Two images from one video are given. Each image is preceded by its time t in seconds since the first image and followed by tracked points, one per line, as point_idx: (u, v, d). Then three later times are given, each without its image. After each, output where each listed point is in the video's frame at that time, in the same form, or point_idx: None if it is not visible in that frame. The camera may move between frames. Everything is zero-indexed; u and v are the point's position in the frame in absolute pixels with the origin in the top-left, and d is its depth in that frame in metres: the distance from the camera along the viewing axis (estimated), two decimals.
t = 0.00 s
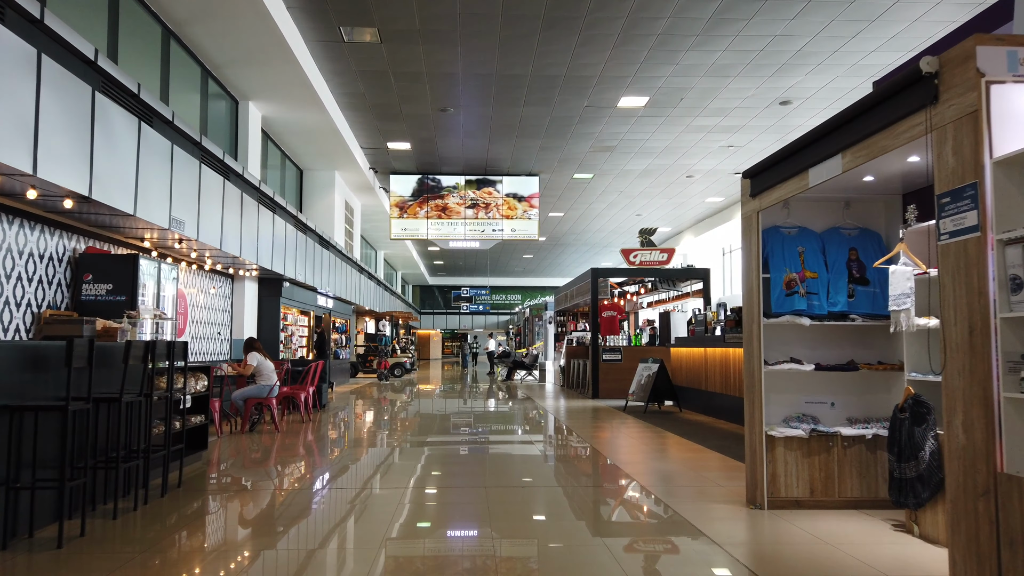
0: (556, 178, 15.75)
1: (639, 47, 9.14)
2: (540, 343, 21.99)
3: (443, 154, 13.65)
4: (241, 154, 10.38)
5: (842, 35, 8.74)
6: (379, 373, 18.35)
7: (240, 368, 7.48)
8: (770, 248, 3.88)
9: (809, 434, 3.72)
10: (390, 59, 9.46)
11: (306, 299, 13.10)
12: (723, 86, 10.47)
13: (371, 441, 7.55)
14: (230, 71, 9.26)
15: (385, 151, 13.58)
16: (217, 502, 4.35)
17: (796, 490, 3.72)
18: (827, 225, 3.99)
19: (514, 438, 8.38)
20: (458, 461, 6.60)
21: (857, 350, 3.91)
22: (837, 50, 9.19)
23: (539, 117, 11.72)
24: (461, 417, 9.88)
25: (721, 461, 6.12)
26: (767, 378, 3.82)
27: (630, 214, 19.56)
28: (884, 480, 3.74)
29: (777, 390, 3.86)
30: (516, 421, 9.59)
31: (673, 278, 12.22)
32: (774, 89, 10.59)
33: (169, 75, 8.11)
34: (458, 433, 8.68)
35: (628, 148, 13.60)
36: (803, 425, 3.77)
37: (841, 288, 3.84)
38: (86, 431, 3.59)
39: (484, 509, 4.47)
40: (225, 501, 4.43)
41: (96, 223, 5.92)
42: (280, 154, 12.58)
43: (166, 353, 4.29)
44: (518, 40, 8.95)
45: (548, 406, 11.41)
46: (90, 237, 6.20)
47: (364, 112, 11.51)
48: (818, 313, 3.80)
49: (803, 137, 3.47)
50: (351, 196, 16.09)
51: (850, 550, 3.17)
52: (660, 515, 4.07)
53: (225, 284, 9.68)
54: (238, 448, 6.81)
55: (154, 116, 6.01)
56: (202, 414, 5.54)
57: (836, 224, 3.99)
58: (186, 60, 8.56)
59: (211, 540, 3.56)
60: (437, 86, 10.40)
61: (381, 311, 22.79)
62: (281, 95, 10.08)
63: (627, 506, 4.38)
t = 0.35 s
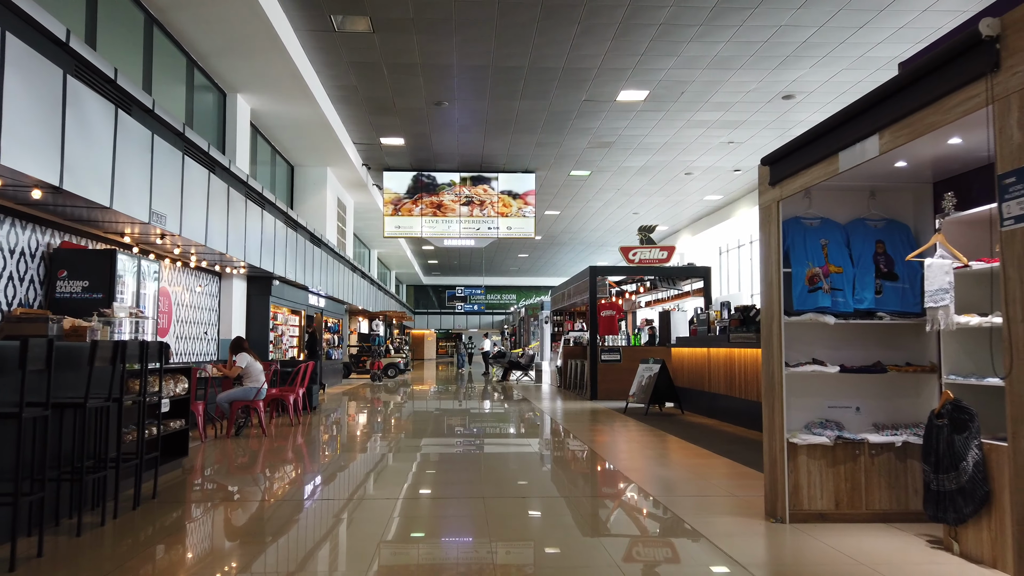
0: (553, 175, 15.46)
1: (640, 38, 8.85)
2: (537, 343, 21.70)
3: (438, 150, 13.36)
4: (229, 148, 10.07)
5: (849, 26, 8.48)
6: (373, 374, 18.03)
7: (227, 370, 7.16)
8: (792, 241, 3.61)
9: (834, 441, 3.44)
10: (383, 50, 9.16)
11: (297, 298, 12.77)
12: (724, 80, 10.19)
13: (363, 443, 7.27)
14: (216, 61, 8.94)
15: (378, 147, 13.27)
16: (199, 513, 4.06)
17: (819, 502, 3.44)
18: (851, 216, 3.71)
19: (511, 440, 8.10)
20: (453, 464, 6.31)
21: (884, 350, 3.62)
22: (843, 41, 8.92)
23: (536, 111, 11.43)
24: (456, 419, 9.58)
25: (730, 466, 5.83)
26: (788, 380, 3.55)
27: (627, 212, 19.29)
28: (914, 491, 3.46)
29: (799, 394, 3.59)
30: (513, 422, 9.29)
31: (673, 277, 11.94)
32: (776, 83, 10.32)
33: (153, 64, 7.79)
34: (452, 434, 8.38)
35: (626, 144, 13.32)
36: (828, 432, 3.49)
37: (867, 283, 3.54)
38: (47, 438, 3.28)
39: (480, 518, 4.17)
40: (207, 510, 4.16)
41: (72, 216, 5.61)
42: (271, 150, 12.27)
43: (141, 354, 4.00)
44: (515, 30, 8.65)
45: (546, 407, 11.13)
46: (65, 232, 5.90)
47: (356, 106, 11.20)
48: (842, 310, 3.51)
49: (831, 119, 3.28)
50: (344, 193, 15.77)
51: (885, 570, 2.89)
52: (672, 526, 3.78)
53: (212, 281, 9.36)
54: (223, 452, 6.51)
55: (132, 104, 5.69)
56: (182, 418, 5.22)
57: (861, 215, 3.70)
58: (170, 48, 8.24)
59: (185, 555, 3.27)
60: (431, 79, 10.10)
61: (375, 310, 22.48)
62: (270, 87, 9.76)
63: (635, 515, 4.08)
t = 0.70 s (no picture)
0: (552, 171, 15.20)
1: (646, 26, 8.57)
2: (535, 342, 21.44)
3: (435, 145, 13.08)
4: (220, 141, 9.77)
5: (860, 15, 8.23)
6: (369, 374, 17.74)
7: (217, 369, 6.87)
8: (823, 230, 3.35)
9: (870, 446, 3.17)
10: (379, 39, 8.89)
11: (291, 296, 12.48)
12: (730, 72, 9.93)
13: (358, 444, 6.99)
14: (207, 49, 8.64)
15: (374, 142, 12.99)
16: (187, 520, 3.79)
17: (854, 512, 3.17)
18: (885, 204, 3.45)
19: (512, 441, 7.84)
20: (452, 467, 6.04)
21: (921, 348, 3.37)
22: (853, 32, 8.68)
23: (537, 104, 11.16)
24: (454, 419, 9.29)
25: (744, 469, 5.56)
26: (819, 381, 3.29)
27: (627, 210, 19.05)
28: (956, 500, 3.19)
29: (830, 395, 3.33)
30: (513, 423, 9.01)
31: (676, 275, 11.69)
32: (783, 75, 10.07)
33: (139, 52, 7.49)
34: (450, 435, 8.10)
35: (628, 139, 13.06)
36: (863, 437, 3.22)
37: (905, 275, 3.29)
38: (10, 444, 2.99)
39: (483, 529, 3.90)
40: (191, 518, 3.88)
41: (53, 208, 5.33)
42: (264, 144, 11.97)
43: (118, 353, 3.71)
44: (516, 19, 8.36)
45: (546, 408, 10.87)
46: (45, 224, 5.62)
47: (352, 98, 10.92)
48: (878, 305, 3.27)
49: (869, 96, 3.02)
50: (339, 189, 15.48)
51: None
52: (691, 537, 3.49)
53: (202, 278, 9.07)
54: (213, 455, 6.23)
55: (115, 89, 5.40)
56: (167, 420, 4.93)
57: (896, 202, 3.44)
58: (159, 36, 7.95)
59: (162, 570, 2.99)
60: (428, 70, 9.82)
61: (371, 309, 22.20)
62: (263, 78, 9.47)
63: (648, 521, 3.80)
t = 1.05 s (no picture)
0: (552, 169, 14.95)
1: (651, 18, 8.31)
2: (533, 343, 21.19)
3: (433, 142, 12.82)
4: (212, 136, 9.48)
5: (872, 7, 7.98)
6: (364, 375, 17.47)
7: (205, 373, 6.59)
8: (859, 225, 3.09)
9: (911, 460, 2.91)
10: (376, 31, 8.61)
11: (286, 295, 12.21)
12: (736, 66, 9.68)
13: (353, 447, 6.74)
14: (197, 40, 8.36)
15: (371, 139, 12.72)
16: (172, 534, 3.52)
17: (895, 532, 2.91)
18: (925, 196, 3.19)
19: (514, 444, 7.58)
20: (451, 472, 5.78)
21: (964, 353, 3.11)
22: (864, 25, 8.43)
23: (537, 100, 10.90)
24: (452, 422, 9.02)
25: (759, 477, 5.30)
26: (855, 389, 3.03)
27: (627, 209, 18.81)
28: (1005, 518, 2.92)
29: (866, 405, 3.07)
30: (512, 426, 8.75)
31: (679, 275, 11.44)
32: (790, 70, 9.83)
33: (126, 42, 7.20)
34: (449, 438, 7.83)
35: (630, 136, 12.81)
36: (903, 449, 2.96)
37: (949, 274, 3.03)
38: None
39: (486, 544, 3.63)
40: (175, 531, 3.61)
41: (32, 202, 5.09)
42: (258, 140, 11.69)
43: (94, 357, 3.43)
44: (517, 10, 8.09)
45: (546, 410, 10.62)
46: (23, 220, 5.36)
47: (348, 93, 10.64)
48: (920, 307, 3.01)
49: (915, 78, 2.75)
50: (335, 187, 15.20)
51: None
52: (711, 553, 3.24)
53: (193, 277, 8.79)
54: (201, 461, 5.96)
55: (97, 77, 5.11)
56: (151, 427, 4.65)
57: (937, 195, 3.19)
58: (147, 26, 7.66)
59: None
60: (426, 64, 9.55)
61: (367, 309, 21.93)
62: (256, 71, 9.19)
63: (664, 535, 3.54)
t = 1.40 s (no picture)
0: (548, 165, 14.67)
1: (652, 7, 8.04)
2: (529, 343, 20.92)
3: (426, 138, 12.53)
4: (197, 128, 9.18)
5: None
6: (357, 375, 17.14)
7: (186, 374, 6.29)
8: (891, 211, 2.81)
9: (949, 469, 2.63)
10: (367, 20, 8.32)
11: (275, 294, 11.90)
12: (737, 58, 9.43)
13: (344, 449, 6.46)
14: (180, 28, 8.06)
15: (362, 134, 12.43)
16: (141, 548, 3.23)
17: (930, 549, 2.63)
18: (960, 180, 2.92)
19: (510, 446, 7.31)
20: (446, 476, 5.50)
21: (1003, 351, 2.85)
22: (870, 14, 8.18)
23: (533, 93, 10.63)
24: (446, 424, 8.73)
25: (768, 483, 5.03)
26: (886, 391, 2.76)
27: (623, 207, 18.56)
28: None
29: (898, 408, 2.79)
30: (508, 428, 8.46)
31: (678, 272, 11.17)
32: (793, 62, 9.58)
33: (105, 28, 6.90)
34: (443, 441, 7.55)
35: (627, 131, 12.55)
36: (939, 457, 2.68)
37: (990, 265, 2.75)
38: None
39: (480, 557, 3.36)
40: (145, 543, 3.33)
41: (0, 193, 4.82)
42: (246, 135, 11.39)
43: (48, 356, 3.14)
44: None
45: (543, 411, 10.34)
46: None
47: (339, 86, 10.35)
48: (958, 301, 2.73)
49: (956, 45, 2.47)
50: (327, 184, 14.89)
51: None
52: (726, 568, 2.96)
53: (176, 274, 8.48)
54: (181, 466, 5.67)
55: (67, 60, 4.80)
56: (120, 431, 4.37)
57: (973, 178, 2.92)
58: (127, 12, 7.35)
59: None
60: (418, 54, 9.26)
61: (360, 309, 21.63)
62: (243, 61, 8.89)
63: (673, 547, 3.25)
